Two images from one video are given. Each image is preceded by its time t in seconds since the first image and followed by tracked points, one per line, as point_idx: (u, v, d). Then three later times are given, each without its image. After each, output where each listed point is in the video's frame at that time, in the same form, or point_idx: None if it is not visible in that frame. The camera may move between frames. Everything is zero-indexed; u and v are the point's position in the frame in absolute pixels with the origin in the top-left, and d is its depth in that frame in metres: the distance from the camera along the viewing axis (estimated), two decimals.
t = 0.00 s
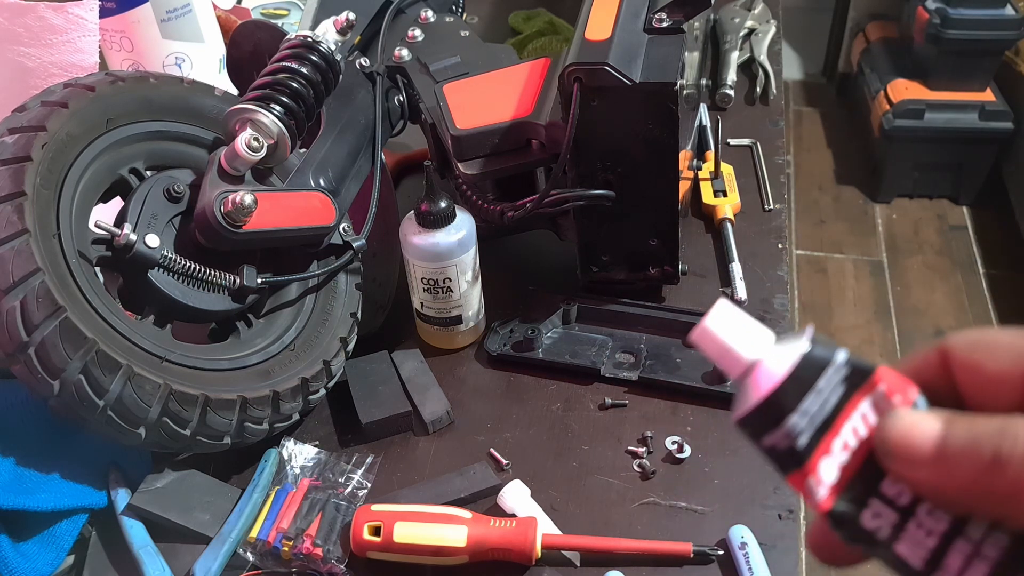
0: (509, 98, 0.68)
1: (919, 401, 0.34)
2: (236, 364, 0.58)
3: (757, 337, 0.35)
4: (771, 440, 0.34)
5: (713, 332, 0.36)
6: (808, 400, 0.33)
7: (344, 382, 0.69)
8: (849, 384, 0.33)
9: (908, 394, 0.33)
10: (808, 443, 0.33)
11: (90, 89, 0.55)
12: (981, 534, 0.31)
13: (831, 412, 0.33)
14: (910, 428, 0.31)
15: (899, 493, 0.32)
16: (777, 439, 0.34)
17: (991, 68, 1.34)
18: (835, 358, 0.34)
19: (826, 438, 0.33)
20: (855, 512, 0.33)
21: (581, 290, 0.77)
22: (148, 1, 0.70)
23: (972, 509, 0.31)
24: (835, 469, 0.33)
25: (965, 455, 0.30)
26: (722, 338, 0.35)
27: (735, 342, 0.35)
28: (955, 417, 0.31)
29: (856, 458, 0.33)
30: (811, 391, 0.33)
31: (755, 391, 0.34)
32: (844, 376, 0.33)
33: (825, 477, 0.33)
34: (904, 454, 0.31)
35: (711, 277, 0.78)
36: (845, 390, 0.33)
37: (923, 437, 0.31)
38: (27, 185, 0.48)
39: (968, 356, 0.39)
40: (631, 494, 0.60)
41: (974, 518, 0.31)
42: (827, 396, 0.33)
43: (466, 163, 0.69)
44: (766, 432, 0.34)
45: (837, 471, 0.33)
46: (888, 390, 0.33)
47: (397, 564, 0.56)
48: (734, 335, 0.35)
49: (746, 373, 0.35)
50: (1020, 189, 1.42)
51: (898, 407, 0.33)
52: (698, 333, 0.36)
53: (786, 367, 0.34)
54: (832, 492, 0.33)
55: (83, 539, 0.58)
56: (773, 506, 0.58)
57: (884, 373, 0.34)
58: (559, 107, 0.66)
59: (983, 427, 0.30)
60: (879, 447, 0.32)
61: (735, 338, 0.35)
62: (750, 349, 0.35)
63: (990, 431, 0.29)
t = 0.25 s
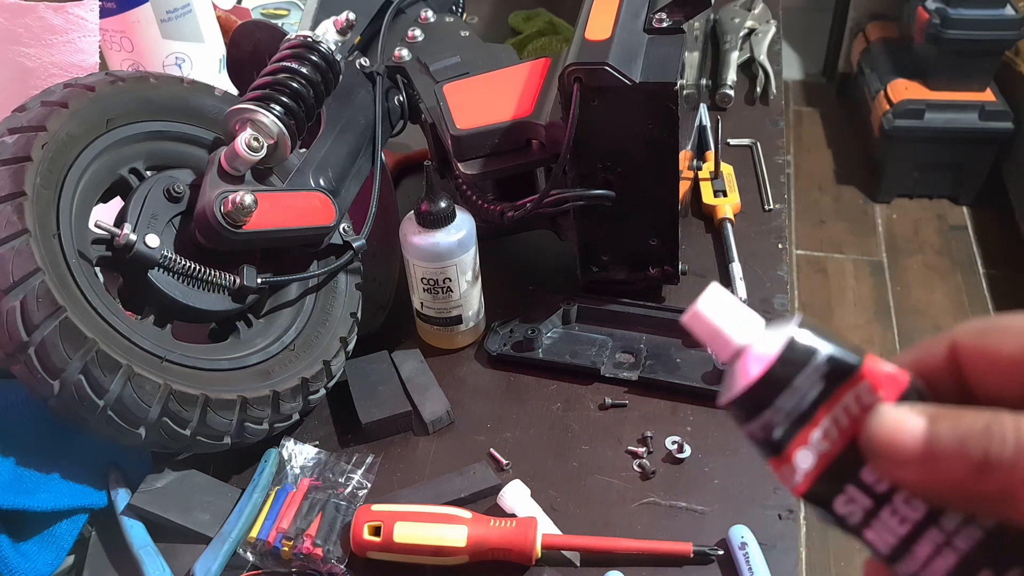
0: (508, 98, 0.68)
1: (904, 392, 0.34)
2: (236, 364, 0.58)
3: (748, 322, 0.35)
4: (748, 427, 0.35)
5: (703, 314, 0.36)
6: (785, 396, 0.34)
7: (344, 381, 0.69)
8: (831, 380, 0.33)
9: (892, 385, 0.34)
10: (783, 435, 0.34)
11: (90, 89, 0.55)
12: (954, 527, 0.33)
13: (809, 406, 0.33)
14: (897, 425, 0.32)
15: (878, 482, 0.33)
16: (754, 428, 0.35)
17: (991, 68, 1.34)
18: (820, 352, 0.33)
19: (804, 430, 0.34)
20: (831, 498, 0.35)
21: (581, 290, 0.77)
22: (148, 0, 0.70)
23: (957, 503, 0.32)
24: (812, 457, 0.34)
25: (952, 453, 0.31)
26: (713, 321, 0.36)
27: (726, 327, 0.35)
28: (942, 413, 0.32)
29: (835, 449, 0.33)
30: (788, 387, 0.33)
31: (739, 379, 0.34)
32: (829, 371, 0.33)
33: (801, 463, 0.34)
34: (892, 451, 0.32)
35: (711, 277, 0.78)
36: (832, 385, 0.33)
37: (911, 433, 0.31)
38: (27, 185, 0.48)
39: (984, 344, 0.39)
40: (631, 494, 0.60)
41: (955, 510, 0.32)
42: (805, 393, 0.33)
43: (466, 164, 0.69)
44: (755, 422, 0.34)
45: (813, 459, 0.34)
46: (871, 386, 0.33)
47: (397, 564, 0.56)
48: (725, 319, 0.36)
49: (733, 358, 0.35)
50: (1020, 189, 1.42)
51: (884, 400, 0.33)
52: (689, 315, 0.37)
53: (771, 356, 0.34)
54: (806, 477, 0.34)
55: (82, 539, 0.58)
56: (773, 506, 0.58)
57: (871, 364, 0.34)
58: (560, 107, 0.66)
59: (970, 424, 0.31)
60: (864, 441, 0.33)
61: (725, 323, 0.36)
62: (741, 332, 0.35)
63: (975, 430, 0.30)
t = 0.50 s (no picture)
0: (509, 98, 0.68)
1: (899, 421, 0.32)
2: (236, 364, 0.57)
3: (745, 357, 0.36)
4: (745, 459, 0.35)
5: (700, 349, 0.37)
6: (776, 431, 0.33)
7: (344, 382, 0.69)
8: (821, 417, 0.32)
9: (886, 416, 0.32)
10: (776, 468, 0.34)
11: (91, 89, 0.55)
12: (947, 558, 0.32)
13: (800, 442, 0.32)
14: (887, 456, 0.30)
15: (872, 513, 0.32)
16: (750, 460, 0.34)
17: (991, 68, 1.34)
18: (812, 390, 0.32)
19: (795, 464, 0.33)
20: (824, 525, 0.34)
21: (581, 290, 0.77)
22: (148, 0, 0.70)
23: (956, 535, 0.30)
24: (805, 489, 0.33)
25: (944, 482, 0.29)
26: (710, 355, 0.37)
27: (722, 360, 0.36)
28: (936, 441, 0.30)
29: (828, 482, 0.32)
30: (777, 423, 0.33)
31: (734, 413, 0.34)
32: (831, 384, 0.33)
33: (795, 493, 0.34)
34: (884, 484, 0.30)
35: (711, 277, 0.78)
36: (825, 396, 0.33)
37: (901, 463, 0.30)
38: (27, 185, 0.48)
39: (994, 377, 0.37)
40: (631, 494, 0.60)
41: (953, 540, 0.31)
42: (795, 429, 0.32)
43: (466, 164, 0.69)
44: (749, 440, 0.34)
45: (809, 490, 0.33)
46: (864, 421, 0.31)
47: (397, 564, 0.56)
48: (722, 354, 0.36)
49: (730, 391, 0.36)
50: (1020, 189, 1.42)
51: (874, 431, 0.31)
52: (688, 353, 0.38)
53: (762, 391, 0.33)
54: (802, 507, 0.34)
55: (82, 539, 0.58)
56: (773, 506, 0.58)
57: (863, 397, 0.32)
58: (559, 107, 0.66)
59: (960, 452, 0.29)
60: (855, 475, 0.31)
61: (721, 358, 0.36)
62: (737, 365, 0.36)
63: (966, 456, 0.29)
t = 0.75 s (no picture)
0: (509, 98, 0.68)
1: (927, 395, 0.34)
2: (236, 364, 0.57)
3: (768, 324, 0.36)
4: (768, 427, 0.36)
5: (724, 317, 0.37)
6: (805, 394, 0.34)
7: (344, 381, 0.69)
8: (851, 380, 0.33)
9: (915, 386, 0.34)
10: (803, 434, 0.35)
11: (90, 89, 0.55)
12: (980, 534, 0.33)
13: (828, 407, 0.34)
14: (920, 418, 0.31)
15: (902, 488, 0.33)
16: (773, 427, 0.35)
17: (991, 68, 1.34)
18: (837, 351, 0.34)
19: (824, 432, 0.34)
20: (853, 501, 0.35)
21: (581, 290, 0.77)
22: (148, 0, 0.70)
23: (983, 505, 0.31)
24: (832, 459, 0.34)
25: (977, 438, 0.29)
26: (734, 324, 0.37)
27: (745, 329, 0.36)
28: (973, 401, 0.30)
29: (857, 452, 0.34)
30: (807, 386, 0.34)
31: (757, 379, 0.36)
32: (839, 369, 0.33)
33: (823, 466, 0.35)
34: (918, 442, 0.31)
35: (711, 277, 0.78)
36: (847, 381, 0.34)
37: (936, 424, 0.31)
38: (27, 185, 0.48)
39: None
40: (631, 494, 0.60)
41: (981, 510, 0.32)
42: (824, 392, 0.34)
43: (466, 164, 0.69)
44: (774, 414, 0.35)
45: (835, 462, 0.34)
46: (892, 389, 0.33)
47: (397, 564, 0.56)
48: (746, 323, 0.36)
49: (753, 359, 0.36)
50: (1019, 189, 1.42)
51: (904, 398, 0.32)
52: (711, 320, 0.38)
53: (787, 354, 0.35)
54: (828, 480, 0.35)
55: (83, 539, 0.58)
56: (773, 506, 0.58)
57: (892, 366, 0.34)
58: (559, 107, 0.66)
59: (995, 410, 0.29)
60: (890, 438, 0.32)
61: (745, 326, 0.36)
62: (760, 333, 0.36)
63: (999, 413, 0.29)
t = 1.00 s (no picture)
0: (508, 98, 0.68)
1: (952, 396, 0.32)
2: (236, 364, 0.58)
3: (789, 330, 0.36)
4: (788, 433, 0.35)
5: (743, 322, 0.37)
6: (823, 400, 0.33)
7: (344, 382, 0.69)
8: (871, 387, 0.32)
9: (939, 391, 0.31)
10: (823, 440, 0.34)
11: (91, 89, 0.55)
12: (1004, 541, 0.31)
13: (849, 413, 0.33)
14: (954, 432, 0.29)
15: (924, 493, 0.32)
16: (794, 434, 0.34)
17: (991, 68, 1.34)
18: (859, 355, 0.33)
19: (843, 437, 0.33)
20: (873, 507, 0.33)
21: (581, 290, 0.77)
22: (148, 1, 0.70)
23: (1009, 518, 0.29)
24: (853, 465, 0.33)
25: (1013, 459, 0.27)
26: (754, 329, 0.37)
27: (766, 335, 0.36)
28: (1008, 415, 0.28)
29: (878, 457, 0.32)
30: (826, 392, 0.33)
31: (775, 385, 0.35)
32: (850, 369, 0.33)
33: (844, 473, 0.33)
34: (951, 460, 0.29)
35: (711, 277, 0.78)
36: (868, 388, 0.32)
37: (968, 440, 0.28)
38: (27, 185, 0.48)
39: None
40: (631, 494, 0.60)
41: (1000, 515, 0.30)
42: (844, 398, 0.33)
43: (466, 164, 0.69)
44: (794, 420, 0.34)
45: (856, 469, 0.33)
46: (914, 394, 0.31)
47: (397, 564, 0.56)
48: (766, 329, 0.37)
49: (772, 364, 0.36)
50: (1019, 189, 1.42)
51: (931, 408, 0.31)
52: (731, 326, 0.38)
53: (804, 359, 0.34)
54: (850, 487, 0.33)
55: (83, 539, 0.58)
56: (773, 506, 0.58)
57: (912, 371, 0.32)
58: (559, 107, 0.66)
59: None
60: (923, 449, 0.30)
61: (765, 331, 0.37)
62: (781, 340, 0.36)
63: None
